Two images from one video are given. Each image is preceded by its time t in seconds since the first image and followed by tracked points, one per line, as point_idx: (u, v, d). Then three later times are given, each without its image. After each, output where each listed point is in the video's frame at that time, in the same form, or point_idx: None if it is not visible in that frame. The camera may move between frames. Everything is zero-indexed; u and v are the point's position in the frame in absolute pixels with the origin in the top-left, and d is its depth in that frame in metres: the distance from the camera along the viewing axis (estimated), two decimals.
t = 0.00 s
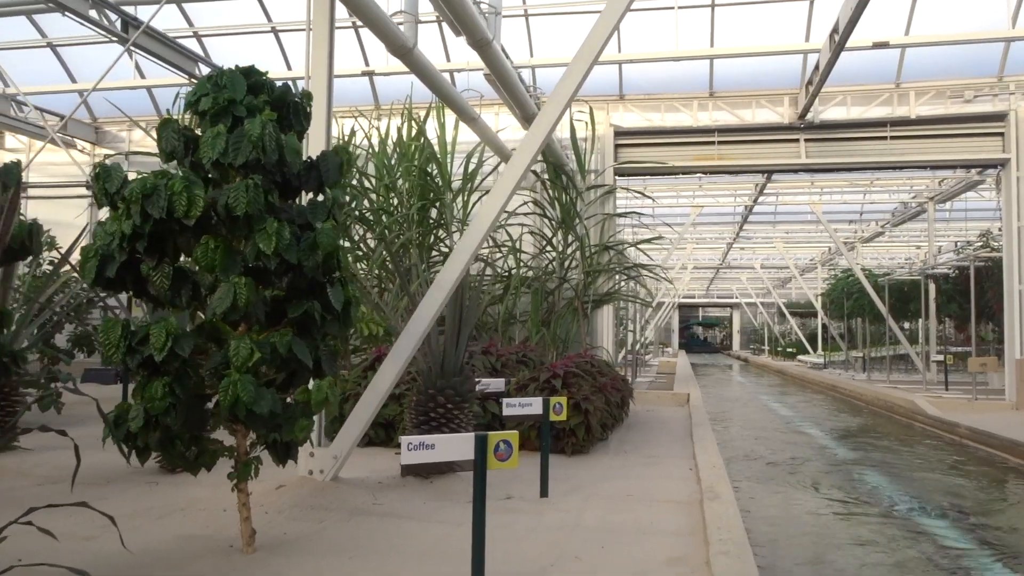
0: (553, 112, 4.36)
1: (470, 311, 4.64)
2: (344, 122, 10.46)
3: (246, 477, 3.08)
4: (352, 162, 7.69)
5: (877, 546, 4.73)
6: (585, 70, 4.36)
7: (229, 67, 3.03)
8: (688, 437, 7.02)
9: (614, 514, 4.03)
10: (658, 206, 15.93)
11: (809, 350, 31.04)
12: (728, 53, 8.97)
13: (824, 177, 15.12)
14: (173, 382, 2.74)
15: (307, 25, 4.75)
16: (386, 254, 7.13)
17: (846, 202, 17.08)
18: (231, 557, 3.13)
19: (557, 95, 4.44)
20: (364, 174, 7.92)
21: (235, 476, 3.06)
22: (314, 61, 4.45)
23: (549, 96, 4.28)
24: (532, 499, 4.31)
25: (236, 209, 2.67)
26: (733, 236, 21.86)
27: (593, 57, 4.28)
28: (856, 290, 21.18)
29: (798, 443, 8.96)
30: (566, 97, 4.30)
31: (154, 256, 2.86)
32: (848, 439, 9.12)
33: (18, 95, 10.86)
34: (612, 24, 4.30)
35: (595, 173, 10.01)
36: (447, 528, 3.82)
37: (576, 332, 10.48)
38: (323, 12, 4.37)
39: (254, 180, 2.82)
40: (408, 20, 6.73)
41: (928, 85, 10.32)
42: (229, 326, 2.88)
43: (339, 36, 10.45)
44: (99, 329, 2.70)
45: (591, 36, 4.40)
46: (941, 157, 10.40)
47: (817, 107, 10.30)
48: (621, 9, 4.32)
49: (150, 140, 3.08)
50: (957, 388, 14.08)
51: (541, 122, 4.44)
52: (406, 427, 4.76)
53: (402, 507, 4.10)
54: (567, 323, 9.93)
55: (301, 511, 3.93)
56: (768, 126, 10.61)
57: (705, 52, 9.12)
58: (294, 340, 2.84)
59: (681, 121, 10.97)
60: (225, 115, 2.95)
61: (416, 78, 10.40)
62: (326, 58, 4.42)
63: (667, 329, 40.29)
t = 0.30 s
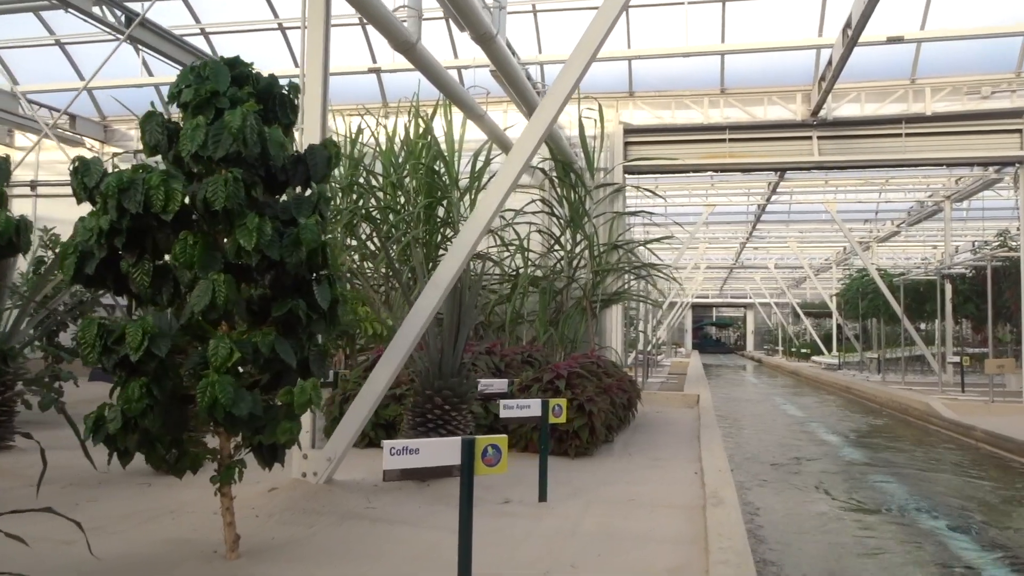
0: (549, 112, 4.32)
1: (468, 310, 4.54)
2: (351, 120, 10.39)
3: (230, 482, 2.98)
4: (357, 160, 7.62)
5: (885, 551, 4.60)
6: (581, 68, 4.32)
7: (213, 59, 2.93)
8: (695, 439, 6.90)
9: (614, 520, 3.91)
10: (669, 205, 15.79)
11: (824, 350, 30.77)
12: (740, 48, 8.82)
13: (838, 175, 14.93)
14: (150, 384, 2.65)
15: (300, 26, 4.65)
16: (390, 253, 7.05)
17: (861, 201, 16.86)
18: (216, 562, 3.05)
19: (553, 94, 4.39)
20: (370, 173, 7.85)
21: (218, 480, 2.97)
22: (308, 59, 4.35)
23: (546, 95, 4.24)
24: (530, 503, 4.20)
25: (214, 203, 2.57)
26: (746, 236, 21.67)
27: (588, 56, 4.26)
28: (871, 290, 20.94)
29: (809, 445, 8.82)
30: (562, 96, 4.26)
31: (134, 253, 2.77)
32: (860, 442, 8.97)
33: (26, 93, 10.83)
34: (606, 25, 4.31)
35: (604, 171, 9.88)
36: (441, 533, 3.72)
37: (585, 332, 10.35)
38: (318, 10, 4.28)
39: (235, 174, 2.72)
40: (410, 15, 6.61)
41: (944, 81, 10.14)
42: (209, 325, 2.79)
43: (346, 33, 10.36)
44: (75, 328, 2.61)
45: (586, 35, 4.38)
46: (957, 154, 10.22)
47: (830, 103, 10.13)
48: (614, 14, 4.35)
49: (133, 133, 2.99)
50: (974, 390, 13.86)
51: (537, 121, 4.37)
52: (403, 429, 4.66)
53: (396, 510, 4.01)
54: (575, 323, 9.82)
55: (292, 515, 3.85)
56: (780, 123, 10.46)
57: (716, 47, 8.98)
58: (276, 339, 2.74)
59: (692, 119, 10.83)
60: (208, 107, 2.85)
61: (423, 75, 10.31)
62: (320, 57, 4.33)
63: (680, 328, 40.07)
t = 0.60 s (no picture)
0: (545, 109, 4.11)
1: (464, 311, 4.43)
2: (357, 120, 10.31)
3: (211, 488, 2.88)
4: (362, 160, 7.52)
5: (895, 557, 4.46)
6: (579, 61, 4.07)
7: (192, 51, 2.84)
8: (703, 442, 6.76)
9: (612, 527, 3.79)
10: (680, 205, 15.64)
11: (839, 352, 30.46)
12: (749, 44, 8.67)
13: (853, 174, 14.73)
14: (125, 386, 2.55)
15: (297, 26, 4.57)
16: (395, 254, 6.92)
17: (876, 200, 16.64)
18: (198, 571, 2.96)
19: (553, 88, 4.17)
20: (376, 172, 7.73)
21: (199, 487, 2.87)
22: (301, 57, 4.25)
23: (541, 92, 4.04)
24: (527, 509, 4.08)
25: (189, 199, 2.48)
26: (760, 236, 21.46)
27: (587, 48, 4.01)
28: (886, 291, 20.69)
29: (820, 448, 8.66)
30: (561, 89, 4.07)
31: (109, 251, 2.68)
32: (873, 446, 8.79)
33: (32, 94, 10.80)
34: (608, 14, 4.04)
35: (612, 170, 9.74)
36: (434, 540, 3.61)
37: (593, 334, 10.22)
38: (311, 10, 4.20)
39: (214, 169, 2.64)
40: (411, 12, 6.52)
41: (959, 77, 9.98)
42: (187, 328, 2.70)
43: (352, 32, 10.29)
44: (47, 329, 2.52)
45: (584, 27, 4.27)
46: (973, 152, 10.03)
47: (842, 100, 9.97)
48: (614, 4, 4.10)
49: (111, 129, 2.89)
50: (991, 392, 13.62)
51: (536, 113, 4.16)
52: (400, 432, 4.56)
53: (389, 516, 3.91)
54: (583, 324, 9.67)
55: (282, 520, 3.75)
56: (791, 120, 10.31)
57: (725, 43, 8.83)
58: (256, 340, 2.65)
59: (702, 116, 10.69)
60: (186, 100, 2.76)
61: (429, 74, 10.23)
62: (314, 56, 4.23)
63: (694, 330, 39.83)
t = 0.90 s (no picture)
0: (547, 99, 4.07)
1: (463, 312, 4.34)
2: (366, 119, 10.23)
3: (194, 494, 2.78)
4: (370, 160, 7.42)
5: (908, 566, 4.32)
6: (580, 53, 4.07)
7: (174, 42, 2.75)
8: (712, 446, 6.62)
9: (614, 534, 3.67)
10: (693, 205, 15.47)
11: (856, 354, 30.12)
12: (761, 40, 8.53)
13: (869, 173, 14.50)
14: (101, 388, 2.46)
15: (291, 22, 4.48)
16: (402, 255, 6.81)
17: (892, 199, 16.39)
18: None
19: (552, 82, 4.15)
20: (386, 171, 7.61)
21: (181, 492, 2.77)
22: (297, 50, 4.16)
23: (545, 82, 4.02)
24: (526, 515, 3.97)
25: (165, 194, 2.40)
26: (775, 236, 21.24)
27: (587, 41, 4.02)
28: (903, 291, 20.40)
29: (834, 452, 8.49)
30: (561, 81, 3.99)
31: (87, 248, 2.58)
32: (889, 449, 8.61)
33: (41, 96, 10.80)
34: (605, 9, 4.10)
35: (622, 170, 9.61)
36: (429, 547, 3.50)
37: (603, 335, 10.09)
38: (306, 10, 4.11)
39: (193, 164, 2.55)
40: (415, 9, 6.44)
41: (977, 73, 9.79)
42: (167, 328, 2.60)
43: (360, 32, 10.21)
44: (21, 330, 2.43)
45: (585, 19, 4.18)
46: (991, 149, 9.82)
47: (857, 97, 9.79)
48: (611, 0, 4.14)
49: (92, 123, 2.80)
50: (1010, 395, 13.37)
51: (536, 105, 4.13)
52: (398, 435, 4.46)
53: (384, 523, 3.80)
54: (592, 326, 9.53)
55: (274, 526, 3.66)
56: (805, 118, 10.14)
57: (735, 40, 8.70)
58: (237, 341, 2.56)
59: (714, 115, 10.59)
60: (167, 93, 2.68)
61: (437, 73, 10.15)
62: (308, 56, 4.14)
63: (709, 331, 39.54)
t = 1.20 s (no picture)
0: (549, 86, 4.05)
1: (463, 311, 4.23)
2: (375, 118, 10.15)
3: (176, 498, 2.69)
4: (378, 159, 7.32)
5: (922, 572, 4.16)
6: (582, 40, 4.05)
7: (156, 31, 2.65)
8: (723, 449, 6.47)
9: (616, 541, 3.54)
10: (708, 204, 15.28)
11: (874, 356, 29.73)
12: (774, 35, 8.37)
13: (886, 171, 14.26)
14: (74, 389, 2.37)
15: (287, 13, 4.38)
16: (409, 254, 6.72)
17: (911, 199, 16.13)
18: None
19: (552, 71, 4.13)
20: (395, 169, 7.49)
21: (162, 496, 2.67)
22: (293, 41, 4.07)
23: (546, 71, 4.00)
24: (526, 521, 3.85)
25: (140, 187, 2.31)
26: (791, 236, 20.98)
27: (588, 30, 3.99)
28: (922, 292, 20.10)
29: (849, 455, 8.31)
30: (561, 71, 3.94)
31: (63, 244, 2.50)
32: (906, 453, 8.41)
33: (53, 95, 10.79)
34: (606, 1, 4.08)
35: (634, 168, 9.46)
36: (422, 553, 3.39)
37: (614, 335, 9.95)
38: (302, 8, 4.02)
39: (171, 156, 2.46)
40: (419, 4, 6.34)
41: (997, 69, 9.58)
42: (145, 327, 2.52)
43: (369, 30, 10.13)
44: None
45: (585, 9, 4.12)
46: (1012, 146, 9.60)
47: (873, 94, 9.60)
48: None
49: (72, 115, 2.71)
50: None
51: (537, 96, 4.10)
52: (397, 437, 4.36)
53: (379, 527, 3.70)
54: (603, 326, 9.38)
55: (266, 531, 3.56)
56: (820, 115, 9.97)
57: (748, 35, 8.55)
58: (217, 340, 2.46)
59: (727, 112, 10.39)
60: (147, 83, 2.58)
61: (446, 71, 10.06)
62: (303, 53, 4.04)
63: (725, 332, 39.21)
